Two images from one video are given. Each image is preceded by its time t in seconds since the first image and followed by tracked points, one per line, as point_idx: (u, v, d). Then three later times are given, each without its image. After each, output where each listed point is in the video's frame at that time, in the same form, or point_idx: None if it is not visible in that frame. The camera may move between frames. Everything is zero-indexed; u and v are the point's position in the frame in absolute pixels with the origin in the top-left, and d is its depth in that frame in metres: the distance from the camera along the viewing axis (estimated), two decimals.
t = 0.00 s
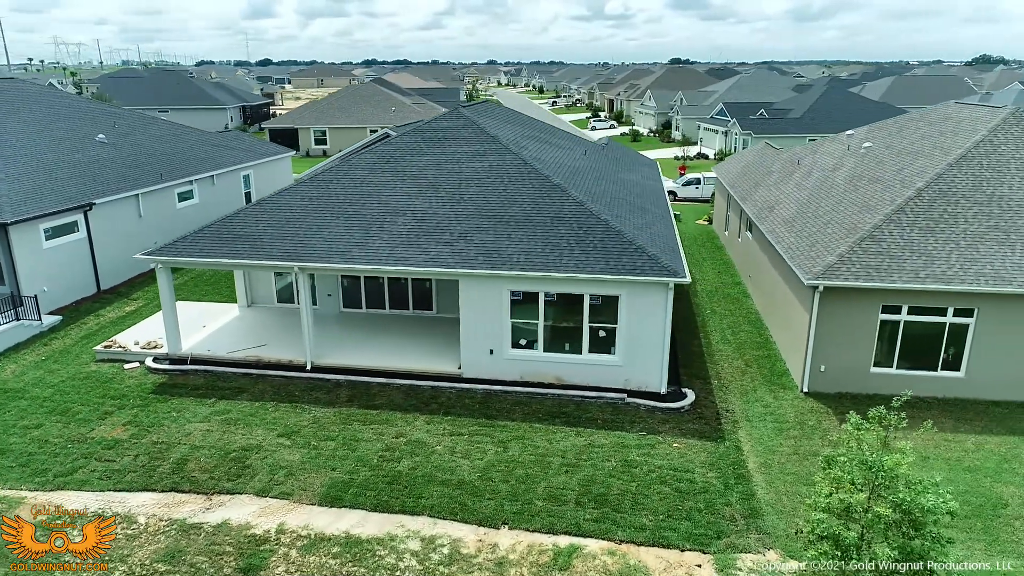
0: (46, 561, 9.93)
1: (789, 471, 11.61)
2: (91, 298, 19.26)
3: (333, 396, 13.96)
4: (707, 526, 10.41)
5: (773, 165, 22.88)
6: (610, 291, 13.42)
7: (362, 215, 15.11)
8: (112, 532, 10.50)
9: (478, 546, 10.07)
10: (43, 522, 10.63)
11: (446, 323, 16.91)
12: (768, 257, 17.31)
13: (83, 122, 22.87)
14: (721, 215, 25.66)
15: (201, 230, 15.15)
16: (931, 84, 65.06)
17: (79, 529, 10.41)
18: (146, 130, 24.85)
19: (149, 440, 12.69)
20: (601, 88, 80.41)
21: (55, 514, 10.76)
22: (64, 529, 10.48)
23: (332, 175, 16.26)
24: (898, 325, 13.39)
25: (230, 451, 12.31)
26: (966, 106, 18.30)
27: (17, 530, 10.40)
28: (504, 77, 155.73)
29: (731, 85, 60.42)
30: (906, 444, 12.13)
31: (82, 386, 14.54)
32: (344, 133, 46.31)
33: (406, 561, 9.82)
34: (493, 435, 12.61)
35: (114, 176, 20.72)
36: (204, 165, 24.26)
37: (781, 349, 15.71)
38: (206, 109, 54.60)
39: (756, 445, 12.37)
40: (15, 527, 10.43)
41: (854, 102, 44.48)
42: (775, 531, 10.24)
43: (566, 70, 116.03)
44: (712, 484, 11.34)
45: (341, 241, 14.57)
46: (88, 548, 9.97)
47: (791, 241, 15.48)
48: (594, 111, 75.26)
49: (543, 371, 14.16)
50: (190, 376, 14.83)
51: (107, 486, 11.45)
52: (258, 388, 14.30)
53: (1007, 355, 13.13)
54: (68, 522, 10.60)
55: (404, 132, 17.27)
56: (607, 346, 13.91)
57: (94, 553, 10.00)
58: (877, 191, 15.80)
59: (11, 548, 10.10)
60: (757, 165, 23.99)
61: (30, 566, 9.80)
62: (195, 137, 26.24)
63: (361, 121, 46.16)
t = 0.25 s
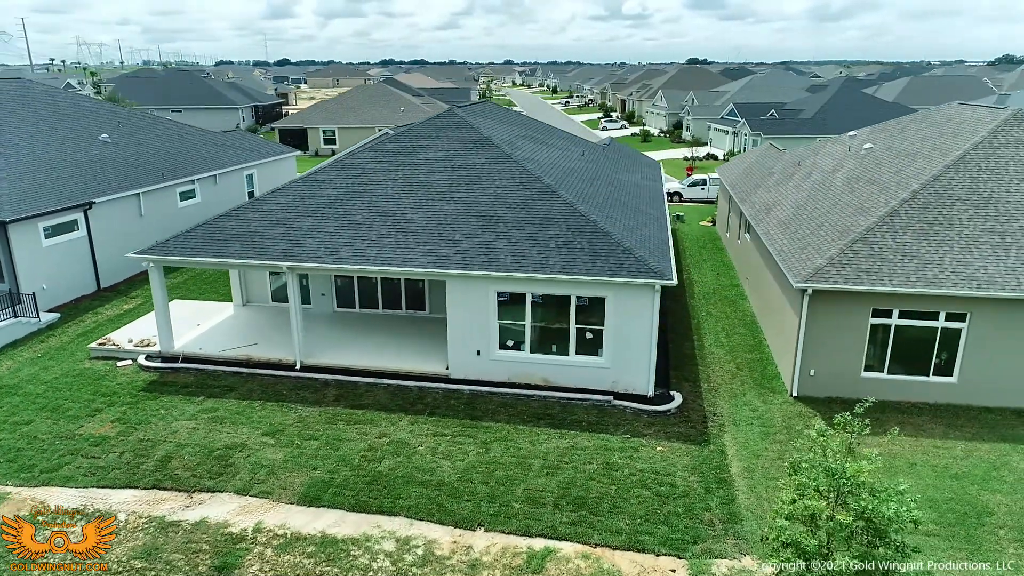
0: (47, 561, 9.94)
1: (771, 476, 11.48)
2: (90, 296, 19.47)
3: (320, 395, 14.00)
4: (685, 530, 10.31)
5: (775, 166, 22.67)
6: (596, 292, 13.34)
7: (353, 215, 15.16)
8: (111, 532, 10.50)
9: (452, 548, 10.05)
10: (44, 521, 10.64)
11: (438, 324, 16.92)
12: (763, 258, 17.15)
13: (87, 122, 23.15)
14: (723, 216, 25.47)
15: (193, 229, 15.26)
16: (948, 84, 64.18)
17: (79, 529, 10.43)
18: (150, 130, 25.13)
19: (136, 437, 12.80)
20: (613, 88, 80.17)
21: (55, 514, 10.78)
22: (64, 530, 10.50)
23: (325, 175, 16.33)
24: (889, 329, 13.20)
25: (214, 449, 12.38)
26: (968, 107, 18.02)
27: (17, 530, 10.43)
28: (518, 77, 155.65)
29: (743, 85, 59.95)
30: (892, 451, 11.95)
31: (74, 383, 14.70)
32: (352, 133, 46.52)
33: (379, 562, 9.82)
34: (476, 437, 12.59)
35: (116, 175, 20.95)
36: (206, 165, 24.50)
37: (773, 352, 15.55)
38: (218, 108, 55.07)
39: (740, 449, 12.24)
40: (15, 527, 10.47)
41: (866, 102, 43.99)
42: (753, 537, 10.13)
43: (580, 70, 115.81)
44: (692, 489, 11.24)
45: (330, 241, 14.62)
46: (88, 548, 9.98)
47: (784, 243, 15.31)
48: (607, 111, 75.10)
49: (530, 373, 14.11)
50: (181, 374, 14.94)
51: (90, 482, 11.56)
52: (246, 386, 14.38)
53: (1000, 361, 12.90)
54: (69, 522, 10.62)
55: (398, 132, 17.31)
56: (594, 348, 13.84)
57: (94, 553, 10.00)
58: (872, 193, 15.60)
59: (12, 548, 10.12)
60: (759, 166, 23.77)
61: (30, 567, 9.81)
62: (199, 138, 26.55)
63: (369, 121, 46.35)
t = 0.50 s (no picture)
0: (46, 561, 9.93)
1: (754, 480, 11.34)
2: (91, 293, 19.69)
3: (308, 394, 14.05)
4: (662, 534, 10.21)
5: (777, 167, 22.45)
6: (582, 293, 13.27)
7: (343, 215, 15.20)
8: (111, 533, 10.49)
9: (426, 548, 10.02)
10: (43, 522, 10.66)
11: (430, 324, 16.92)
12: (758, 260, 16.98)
13: (92, 122, 23.45)
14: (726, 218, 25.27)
15: (186, 228, 15.38)
16: (966, 85, 63.26)
17: (79, 529, 10.43)
18: (155, 130, 25.42)
19: (123, 434, 12.91)
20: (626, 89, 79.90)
21: (55, 515, 10.79)
22: (64, 530, 10.51)
23: (318, 175, 16.40)
24: (880, 333, 13.00)
25: (199, 447, 12.45)
26: (970, 108, 17.74)
27: (17, 530, 10.45)
28: (534, 77, 155.48)
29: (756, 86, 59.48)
30: (879, 456, 11.77)
31: (67, 379, 14.86)
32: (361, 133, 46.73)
33: (353, 561, 9.81)
34: (459, 437, 12.56)
35: (118, 174, 21.19)
36: (209, 165, 24.74)
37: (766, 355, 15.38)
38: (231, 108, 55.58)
39: (725, 453, 12.11)
40: (15, 528, 10.49)
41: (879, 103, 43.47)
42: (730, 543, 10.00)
43: (595, 70, 115.51)
44: (673, 492, 11.13)
45: (320, 241, 14.67)
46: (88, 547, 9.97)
47: (777, 245, 15.15)
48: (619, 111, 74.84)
49: (517, 374, 14.06)
50: (173, 371, 15.06)
51: (75, 478, 11.67)
52: (236, 384, 14.46)
53: (993, 366, 12.66)
54: (69, 523, 10.63)
55: (392, 133, 17.36)
56: (581, 349, 13.77)
57: (94, 553, 9.99)
58: (868, 195, 15.40)
59: (11, 548, 10.13)
60: (761, 167, 23.56)
61: (30, 566, 9.80)
62: (203, 139, 26.82)
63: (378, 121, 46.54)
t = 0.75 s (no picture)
0: (46, 561, 9.95)
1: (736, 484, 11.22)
2: (92, 291, 19.93)
3: (296, 392, 14.11)
4: (638, 538, 10.11)
5: (779, 168, 22.22)
6: (569, 294, 13.21)
7: (335, 215, 15.26)
8: (111, 533, 10.50)
9: (401, 548, 10.01)
10: (44, 522, 10.68)
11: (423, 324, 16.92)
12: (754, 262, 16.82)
13: (98, 122, 23.76)
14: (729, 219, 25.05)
15: (180, 227, 15.52)
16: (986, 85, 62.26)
17: (79, 529, 10.45)
18: (161, 130, 25.70)
19: (112, 430, 13.04)
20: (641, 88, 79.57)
21: (55, 515, 10.81)
22: (64, 530, 10.52)
23: (312, 175, 16.49)
24: (870, 337, 12.81)
25: (185, 444, 12.55)
26: (973, 109, 17.43)
27: (17, 530, 10.48)
28: (550, 77, 155.21)
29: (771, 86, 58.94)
30: (865, 462, 11.60)
31: (62, 375, 15.04)
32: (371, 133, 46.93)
33: (327, 560, 9.82)
34: (442, 438, 12.54)
35: (121, 173, 21.44)
36: (213, 164, 24.96)
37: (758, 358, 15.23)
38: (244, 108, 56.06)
39: (709, 457, 11.99)
40: (16, 528, 10.52)
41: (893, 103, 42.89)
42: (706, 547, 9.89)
43: (611, 70, 115.11)
44: (653, 496, 11.03)
45: (310, 240, 14.73)
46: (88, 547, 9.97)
47: (770, 246, 14.98)
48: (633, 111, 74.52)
49: (504, 374, 14.03)
50: (165, 369, 15.19)
51: (61, 473, 11.80)
52: (226, 382, 14.56)
53: (986, 371, 12.43)
54: (69, 523, 10.64)
55: (387, 133, 17.40)
56: (568, 350, 13.71)
57: (94, 552, 10.00)
58: (864, 197, 15.19)
59: (12, 548, 10.15)
60: (765, 168, 23.33)
61: (31, 566, 9.82)
62: (208, 138, 27.08)
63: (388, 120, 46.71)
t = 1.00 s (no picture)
0: (46, 561, 9.95)
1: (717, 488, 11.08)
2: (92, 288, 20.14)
3: (285, 391, 14.17)
4: (615, 541, 10.02)
5: (781, 168, 22.01)
6: (556, 295, 13.15)
7: (326, 214, 15.32)
8: (111, 532, 10.48)
9: (376, 548, 10.00)
10: (45, 521, 10.68)
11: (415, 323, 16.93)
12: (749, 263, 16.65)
13: (104, 122, 24.07)
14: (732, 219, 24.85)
15: (174, 226, 15.65)
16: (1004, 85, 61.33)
17: (79, 529, 10.43)
18: (166, 129, 25.98)
19: (101, 426, 13.16)
20: (654, 88, 79.28)
21: (56, 514, 10.80)
22: (65, 530, 10.51)
23: (307, 175, 16.59)
24: (860, 340, 12.63)
25: (171, 441, 12.63)
26: (975, 109, 17.16)
27: (17, 530, 10.49)
28: (566, 77, 154.88)
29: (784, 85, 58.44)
30: (850, 467, 11.43)
31: (56, 372, 15.20)
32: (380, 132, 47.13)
33: (301, 559, 9.83)
34: (425, 438, 12.53)
35: (124, 172, 21.70)
36: (216, 163, 25.19)
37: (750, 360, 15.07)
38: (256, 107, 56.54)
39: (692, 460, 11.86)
40: (15, 528, 10.53)
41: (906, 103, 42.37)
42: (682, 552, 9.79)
43: (625, 70, 114.75)
44: (633, 499, 10.94)
45: (300, 239, 14.79)
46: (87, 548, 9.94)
47: (763, 248, 14.83)
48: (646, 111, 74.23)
49: (492, 375, 13.99)
50: (157, 366, 15.31)
51: (47, 468, 11.92)
52: (216, 380, 14.66)
53: (977, 376, 12.22)
54: (70, 522, 10.63)
55: (382, 133, 17.47)
56: (555, 351, 13.65)
57: (94, 552, 9.98)
58: (858, 198, 15.00)
59: (11, 548, 10.15)
60: (767, 169, 23.13)
61: (30, 567, 9.82)
62: (213, 138, 27.34)
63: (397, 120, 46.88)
